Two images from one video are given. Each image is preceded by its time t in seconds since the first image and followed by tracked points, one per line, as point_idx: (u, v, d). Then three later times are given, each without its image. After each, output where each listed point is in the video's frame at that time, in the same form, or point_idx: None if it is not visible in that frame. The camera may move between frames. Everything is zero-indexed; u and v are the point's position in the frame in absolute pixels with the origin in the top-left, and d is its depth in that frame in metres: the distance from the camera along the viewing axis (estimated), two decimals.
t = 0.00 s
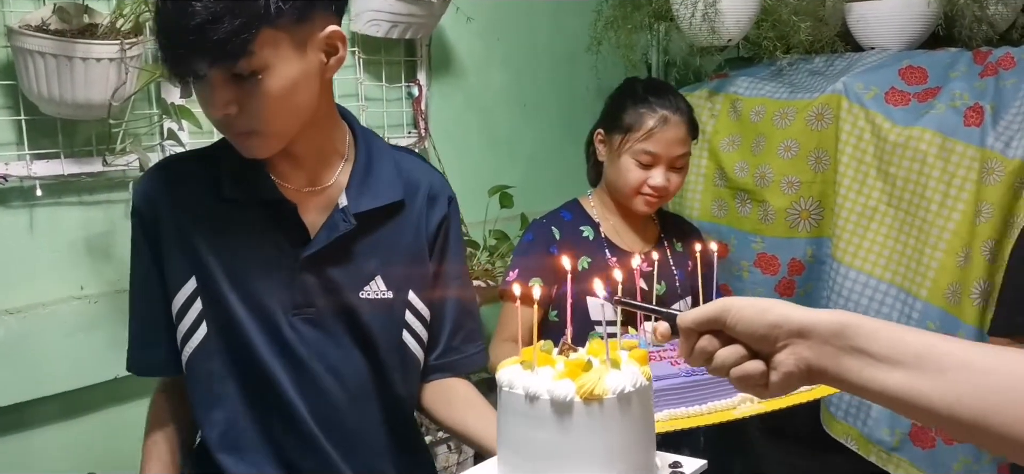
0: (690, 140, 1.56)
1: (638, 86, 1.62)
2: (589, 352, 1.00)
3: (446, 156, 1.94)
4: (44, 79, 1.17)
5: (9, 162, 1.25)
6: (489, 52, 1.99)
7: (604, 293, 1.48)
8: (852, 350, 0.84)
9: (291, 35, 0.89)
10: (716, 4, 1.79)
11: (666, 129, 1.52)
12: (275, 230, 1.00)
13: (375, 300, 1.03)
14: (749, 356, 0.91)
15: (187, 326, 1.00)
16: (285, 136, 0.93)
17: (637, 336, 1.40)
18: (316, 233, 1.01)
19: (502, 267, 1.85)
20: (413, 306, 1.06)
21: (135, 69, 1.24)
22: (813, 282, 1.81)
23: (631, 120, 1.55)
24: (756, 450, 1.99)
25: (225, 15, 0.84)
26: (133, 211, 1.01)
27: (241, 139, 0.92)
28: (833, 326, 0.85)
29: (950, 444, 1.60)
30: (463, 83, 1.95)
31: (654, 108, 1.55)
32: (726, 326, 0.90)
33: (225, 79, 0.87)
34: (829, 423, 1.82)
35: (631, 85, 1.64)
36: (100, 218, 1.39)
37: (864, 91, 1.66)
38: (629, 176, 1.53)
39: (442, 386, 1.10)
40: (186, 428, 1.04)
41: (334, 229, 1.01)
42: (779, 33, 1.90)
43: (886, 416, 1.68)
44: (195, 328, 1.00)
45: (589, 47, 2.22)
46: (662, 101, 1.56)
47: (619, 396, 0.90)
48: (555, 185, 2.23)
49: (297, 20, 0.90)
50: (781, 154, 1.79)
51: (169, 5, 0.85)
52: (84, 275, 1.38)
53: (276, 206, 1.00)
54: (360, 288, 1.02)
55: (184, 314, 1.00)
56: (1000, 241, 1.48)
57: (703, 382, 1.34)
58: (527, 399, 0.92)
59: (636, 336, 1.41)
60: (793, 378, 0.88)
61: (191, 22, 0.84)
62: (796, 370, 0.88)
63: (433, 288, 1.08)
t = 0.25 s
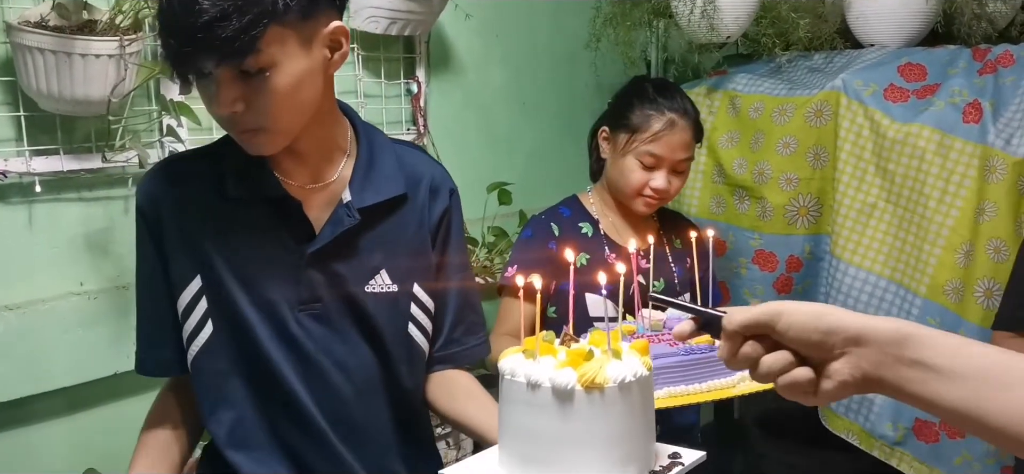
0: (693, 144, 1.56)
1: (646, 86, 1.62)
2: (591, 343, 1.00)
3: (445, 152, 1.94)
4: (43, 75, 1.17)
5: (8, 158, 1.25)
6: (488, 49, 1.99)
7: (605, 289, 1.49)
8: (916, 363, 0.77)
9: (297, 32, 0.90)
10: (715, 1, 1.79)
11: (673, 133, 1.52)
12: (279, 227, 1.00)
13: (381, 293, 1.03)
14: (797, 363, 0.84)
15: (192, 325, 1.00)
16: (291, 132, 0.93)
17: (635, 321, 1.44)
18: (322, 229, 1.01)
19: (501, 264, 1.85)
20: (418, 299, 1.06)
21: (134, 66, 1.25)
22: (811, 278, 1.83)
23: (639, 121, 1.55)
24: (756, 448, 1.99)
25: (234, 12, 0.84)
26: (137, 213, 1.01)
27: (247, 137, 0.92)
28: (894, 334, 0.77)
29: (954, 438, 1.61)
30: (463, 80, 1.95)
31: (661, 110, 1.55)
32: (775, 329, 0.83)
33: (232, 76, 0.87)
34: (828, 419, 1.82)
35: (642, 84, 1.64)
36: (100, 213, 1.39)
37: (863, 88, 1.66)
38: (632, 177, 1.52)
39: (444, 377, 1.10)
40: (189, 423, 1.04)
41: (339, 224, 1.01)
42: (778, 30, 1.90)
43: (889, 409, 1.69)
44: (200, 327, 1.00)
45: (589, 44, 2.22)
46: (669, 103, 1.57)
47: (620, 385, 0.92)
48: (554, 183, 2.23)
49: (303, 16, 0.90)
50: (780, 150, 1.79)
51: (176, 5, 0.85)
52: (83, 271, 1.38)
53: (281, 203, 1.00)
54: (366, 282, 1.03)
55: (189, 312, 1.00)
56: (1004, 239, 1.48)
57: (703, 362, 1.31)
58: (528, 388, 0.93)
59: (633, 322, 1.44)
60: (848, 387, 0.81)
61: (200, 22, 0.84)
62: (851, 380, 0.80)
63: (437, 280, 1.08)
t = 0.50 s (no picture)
0: (687, 144, 1.55)
1: (642, 86, 1.61)
2: (593, 343, 1.01)
3: (448, 152, 1.94)
4: (46, 75, 1.17)
5: (12, 158, 1.26)
6: (490, 50, 1.99)
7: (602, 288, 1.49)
8: None
9: (314, 35, 0.90)
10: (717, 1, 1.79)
11: (665, 131, 1.51)
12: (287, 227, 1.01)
13: (388, 292, 1.03)
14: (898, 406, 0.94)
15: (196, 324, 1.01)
16: (303, 133, 0.94)
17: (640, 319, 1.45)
18: (330, 229, 1.02)
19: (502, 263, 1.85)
20: (426, 297, 1.06)
21: (137, 66, 1.25)
22: (813, 278, 1.82)
23: (630, 120, 1.55)
24: (756, 447, 1.99)
25: (255, 16, 0.84)
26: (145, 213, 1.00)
27: (260, 138, 0.92)
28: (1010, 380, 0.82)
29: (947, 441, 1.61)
30: (465, 80, 1.95)
31: (653, 110, 1.54)
32: (890, 360, 0.90)
33: (249, 78, 0.87)
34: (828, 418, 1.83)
35: (638, 84, 1.62)
36: (103, 213, 1.40)
37: (865, 88, 1.66)
38: (623, 175, 1.52)
39: (451, 377, 1.10)
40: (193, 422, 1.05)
41: (347, 224, 1.02)
42: (780, 30, 1.91)
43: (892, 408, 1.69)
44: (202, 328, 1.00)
45: (591, 43, 2.22)
46: (663, 103, 1.56)
47: (621, 385, 0.92)
48: (556, 183, 2.23)
49: (319, 20, 0.90)
50: (782, 150, 1.79)
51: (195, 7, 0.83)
52: (87, 270, 1.38)
53: (290, 203, 1.01)
54: (373, 281, 1.03)
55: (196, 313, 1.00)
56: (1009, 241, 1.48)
57: (708, 355, 1.33)
58: (532, 388, 0.93)
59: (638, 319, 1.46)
60: (961, 433, 0.87)
61: (221, 26, 0.83)
62: (968, 426, 0.86)
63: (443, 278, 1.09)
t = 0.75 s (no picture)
0: (676, 139, 1.50)
1: (627, 84, 1.56)
2: (595, 340, 1.01)
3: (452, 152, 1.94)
4: (52, 78, 1.18)
5: (19, 161, 1.27)
6: (494, 50, 1.99)
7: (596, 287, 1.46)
8: None
9: (325, 36, 0.90)
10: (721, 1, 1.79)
11: (648, 129, 1.47)
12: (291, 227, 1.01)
13: (393, 292, 1.04)
14: None
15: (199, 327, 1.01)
16: (311, 133, 0.94)
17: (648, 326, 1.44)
18: (337, 229, 1.02)
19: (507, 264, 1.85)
20: (430, 298, 1.06)
21: (142, 68, 1.26)
22: (819, 278, 1.81)
23: (616, 118, 1.50)
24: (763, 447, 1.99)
25: (267, 18, 0.84)
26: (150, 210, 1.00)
27: (268, 138, 0.93)
28: None
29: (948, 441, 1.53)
30: (469, 80, 1.96)
31: (637, 107, 1.50)
32: None
33: (260, 79, 0.87)
34: (831, 417, 1.72)
35: (625, 82, 1.58)
36: (109, 214, 1.41)
37: (870, 88, 1.66)
38: (610, 174, 1.48)
39: (454, 377, 1.10)
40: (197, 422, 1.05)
41: (353, 225, 1.02)
42: (785, 30, 1.92)
43: (898, 404, 1.62)
44: (207, 329, 1.01)
45: (595, 43, 2.20)
46: (647, 100, 1.51)
47: (622, 380, 0.92)
48: (563, 182, 2.23)
49: (329, 21, 0.90)
50: (787, 150, 1.79)
51: (208, 11, 0.84)
52: (93, 271, 1.39)
53: (296, 204, 1.01)
54: (379, 282, 1.03)
55: (201, 314, 1.01)
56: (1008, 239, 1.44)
57: (716, 362, 1.33)
58: (533, 384, 0.93)
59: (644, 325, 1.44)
60: None
61: (234, 28, 0.84)
62: None
63: (448, 276, 1.08)
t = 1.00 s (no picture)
0: (671, 142, 1.48)
1: (622, 89, 1.55)
2: (587, 350, 1.01)
3: (458, 156, 1.94)
4: (57, 87, 1.18)
5: (25, 169, 1.27)
6: (499, 55, 1.99)
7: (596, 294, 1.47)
8: None
9: (341, 44, 0.90)
10: (727, 4, 1.78)
11: (642, 132, 1.46)
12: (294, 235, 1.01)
13: (395, 300, 1.03)
14: None
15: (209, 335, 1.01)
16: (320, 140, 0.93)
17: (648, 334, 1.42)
18: (340, 238, 1.01)
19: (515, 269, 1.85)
20: (433, 306, 1.06)
21: (147, 76, 1.26)
22: (827, 282, 1.79)
23: (610, 122, 1.49)
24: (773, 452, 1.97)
25: (291, 25, 0.83)
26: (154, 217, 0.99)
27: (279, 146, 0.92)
28: None
29: (953, 446, 1.53)
30: (475, 84, 1.95)
31: (631, 111, 1.49)
32: None
33: (277, 88, 0.86)
34: (842, 421, 1.72)
35: (618, 86, 1.57)
36: (115, 222, 1.41)
37: (877, 91, 1.64)
38: (607, 178, 1.48)
39: (456, 383, 1.10)
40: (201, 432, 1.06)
41: (355, 233, 1.01)
42: (791, 33, 1.91)
43: (908, 409, 1.61)
44: (217, 337, 1.00)
45: (601, 46, 2.19)
46: (641, 104, 1.50)
47: (616, 390, 0.92)
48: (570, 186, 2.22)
49: (347, 29, 0.90)
50: (794, 153, 1.78)
51: (229, 18, 0.82)
52: (99, 279, 1.39)
53: (297, 212, 1.01)
54: (381, 290, 1.03)
55: (210, 322, 1.01)
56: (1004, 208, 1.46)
57: (716, 372, 1.31)
58: (527, 396, 0.93)
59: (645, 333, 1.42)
60: None
61: (258, 35, 0.82)
62: None
63: (450, 284, 1.08)
